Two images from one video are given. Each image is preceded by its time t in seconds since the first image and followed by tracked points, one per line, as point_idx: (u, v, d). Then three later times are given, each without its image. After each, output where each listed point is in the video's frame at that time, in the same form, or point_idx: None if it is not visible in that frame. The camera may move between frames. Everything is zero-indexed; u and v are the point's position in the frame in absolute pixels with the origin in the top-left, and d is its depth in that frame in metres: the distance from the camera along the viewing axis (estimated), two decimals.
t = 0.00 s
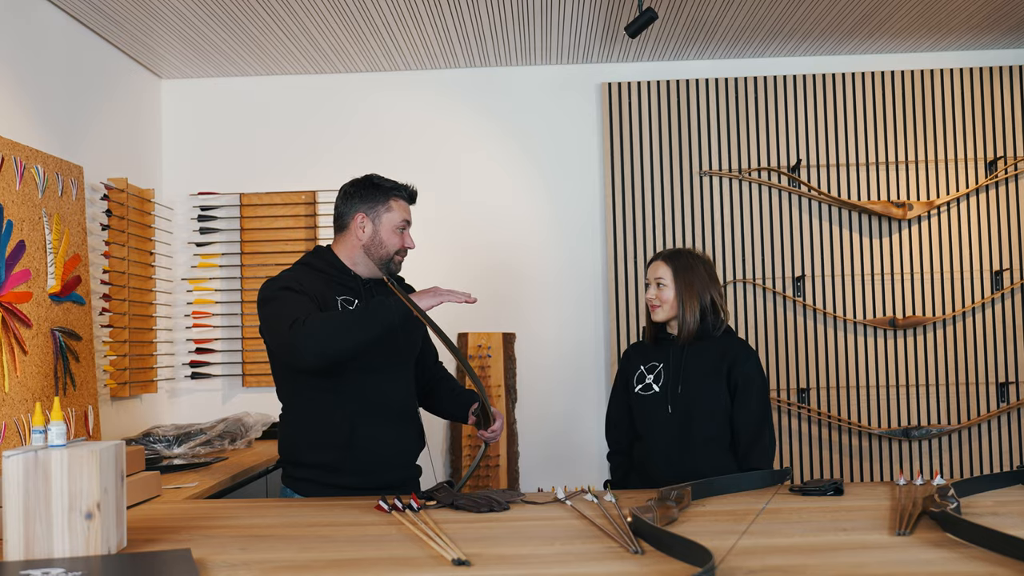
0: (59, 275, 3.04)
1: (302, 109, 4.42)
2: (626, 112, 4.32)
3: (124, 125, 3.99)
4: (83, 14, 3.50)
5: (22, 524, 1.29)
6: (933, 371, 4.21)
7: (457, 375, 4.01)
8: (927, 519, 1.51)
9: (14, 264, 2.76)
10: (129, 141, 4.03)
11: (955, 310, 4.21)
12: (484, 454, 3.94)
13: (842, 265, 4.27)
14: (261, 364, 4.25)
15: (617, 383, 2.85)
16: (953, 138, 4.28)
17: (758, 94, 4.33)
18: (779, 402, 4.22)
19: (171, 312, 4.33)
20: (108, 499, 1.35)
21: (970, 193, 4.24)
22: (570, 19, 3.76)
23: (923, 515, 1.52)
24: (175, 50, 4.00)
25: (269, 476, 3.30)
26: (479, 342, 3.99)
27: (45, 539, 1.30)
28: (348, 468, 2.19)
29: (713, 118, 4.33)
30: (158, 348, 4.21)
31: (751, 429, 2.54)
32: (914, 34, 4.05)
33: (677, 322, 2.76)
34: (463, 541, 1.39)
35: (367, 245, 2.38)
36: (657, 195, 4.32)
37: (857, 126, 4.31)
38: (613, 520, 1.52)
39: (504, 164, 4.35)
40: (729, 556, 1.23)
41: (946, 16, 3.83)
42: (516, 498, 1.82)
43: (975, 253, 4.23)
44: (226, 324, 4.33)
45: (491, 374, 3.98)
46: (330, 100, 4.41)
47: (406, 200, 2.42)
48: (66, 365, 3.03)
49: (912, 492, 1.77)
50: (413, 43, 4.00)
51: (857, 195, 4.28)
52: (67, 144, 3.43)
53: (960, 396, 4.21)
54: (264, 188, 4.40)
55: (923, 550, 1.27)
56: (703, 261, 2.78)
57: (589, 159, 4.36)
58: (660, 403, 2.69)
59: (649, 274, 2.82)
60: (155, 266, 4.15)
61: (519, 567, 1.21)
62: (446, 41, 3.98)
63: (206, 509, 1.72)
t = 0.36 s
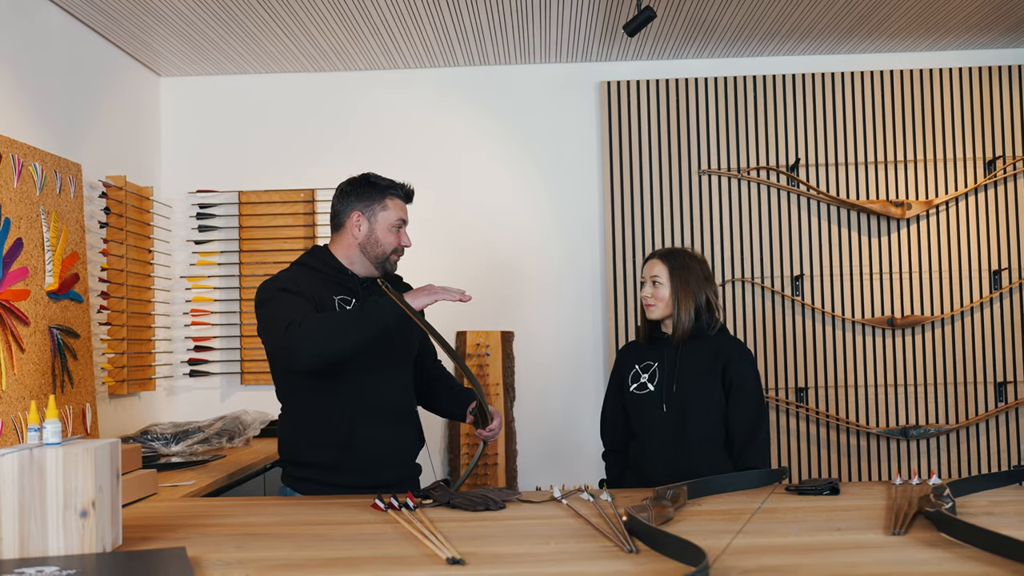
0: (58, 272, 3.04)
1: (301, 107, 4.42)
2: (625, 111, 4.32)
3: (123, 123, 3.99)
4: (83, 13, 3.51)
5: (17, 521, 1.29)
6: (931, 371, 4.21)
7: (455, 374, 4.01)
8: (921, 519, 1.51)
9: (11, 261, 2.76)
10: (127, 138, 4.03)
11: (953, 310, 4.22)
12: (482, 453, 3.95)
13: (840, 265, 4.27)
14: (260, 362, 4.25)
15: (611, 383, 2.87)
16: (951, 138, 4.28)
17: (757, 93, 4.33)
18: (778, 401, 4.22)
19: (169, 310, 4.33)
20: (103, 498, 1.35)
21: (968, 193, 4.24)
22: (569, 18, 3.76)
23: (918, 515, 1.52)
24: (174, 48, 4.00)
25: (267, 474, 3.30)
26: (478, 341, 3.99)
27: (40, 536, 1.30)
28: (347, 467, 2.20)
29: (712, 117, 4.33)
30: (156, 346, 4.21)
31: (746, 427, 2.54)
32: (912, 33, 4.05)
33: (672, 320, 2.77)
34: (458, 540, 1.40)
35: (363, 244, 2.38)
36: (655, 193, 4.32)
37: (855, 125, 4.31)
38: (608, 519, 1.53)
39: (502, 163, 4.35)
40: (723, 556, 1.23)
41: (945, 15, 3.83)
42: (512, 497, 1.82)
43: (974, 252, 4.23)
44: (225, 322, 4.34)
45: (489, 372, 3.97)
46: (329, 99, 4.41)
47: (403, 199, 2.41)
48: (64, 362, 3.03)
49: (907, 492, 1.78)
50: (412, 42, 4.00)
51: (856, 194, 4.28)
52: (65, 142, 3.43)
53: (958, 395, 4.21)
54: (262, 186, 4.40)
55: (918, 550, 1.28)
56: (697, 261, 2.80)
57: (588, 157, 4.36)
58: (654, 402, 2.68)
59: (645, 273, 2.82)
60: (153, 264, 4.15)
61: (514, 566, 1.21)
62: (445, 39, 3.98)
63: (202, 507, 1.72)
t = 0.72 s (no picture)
0: (55, 269, 3.03)
1: (299, 105, 4.42)
2: (623, 110, 4.32)
3: (121, 120, 3.99)
4: (82, 11, 3.52)
5: (10, 517, 1.29)
6: (929, 370, 4.22)
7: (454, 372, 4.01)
8: (916, 518, 1.51)
9: (8, 259, 2.76)
10: (125, 135, 4.02)
11: (951, 309, 4.22)
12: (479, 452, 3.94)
13: (838, 263, 4.28)
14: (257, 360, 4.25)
15: (606, 382, 2.85)
16: (950, 137, 4.28)
17: (756, 92, 4.33)
18: (775, 400, 4.23)
19: (167, 307, 4.33)
20: (97, 495, 1.35)
21: (967, 192, 4.25)
22: (567, 17, 3.77)
23: (912, 513, 1.53)
24: (172, 46, 4.00)
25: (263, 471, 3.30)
26: (476, 339, 3.99)
27: (34, 533, 1.30)
28: (344, 466, 2.20)
29: (711, 116, 4.33)
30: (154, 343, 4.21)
31: (740, 426, 2.56)
32: (911, 32, 4.06)
33: (666, 319, 2.76)
34: (452, 538, 1.40)
35: (361, 241, 2.39)
36: (653, 191, 4.32)
37: (854, 124, 4.31)
38: (602, 518, 1.53)
39: (501, 161, 4.35)
40: (715, 555, 1.24)
41: (944, 14, 3.83)
42: (507, 495, 1.82)
43: (972, 252, 4.24)
44: (223, 320, 4.34)
45: (487, 370, 3.98)
46: (327, 96, 4.41)
47: (398, 196, 2.44)
48: (61, 360, 3.03)
49: (902, 491, 1.78)
50: (410, 40, 4.00)
51: (854, 193, 4.29)
52: (62, 139, 3.43)
53: (956, 395, 4.22)
54: (260, 184, 4.40)
55: (911, 550, 1.28)
56: (692, 260, 2.78)
57: (587, 156, 4.36)
58: (649, 401, 2.69)
59: (639, 273, 2.81)
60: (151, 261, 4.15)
61: (507, 564, 1.21)
62: (444, 38, 3.98)
63: (197, 505, 1.72)
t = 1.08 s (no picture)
0: (54, 267, 3.04)
1: (298, 103, 4.42)
2: (622, 108, 4.32)
3: (121, 118, 3.99)
4: (81, 9, 3.52)
5: (5, 515, 1.29)
6: (929, 370, 4.22)
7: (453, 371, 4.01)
8: (911, 518, 1.51)
9: (6, 257, 2.77)
10: (125, 133, 4.02)
11: (951, 308, 4.22)
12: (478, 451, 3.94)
13: (837, 263, 4.28)
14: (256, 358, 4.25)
15: (601, 381, 2.86)
16: (949, 136, 4.28)
17: (756, 90, 4.33)
18: (774, 399, 4.23)
19: (166, 305, 4.33)
20: (93, 492, 1.36)
21: (967, 191, 4.25)
22: (567, 16, 3.77)
23: (908, 512, 1.53)
24: (172, 44, 4.00)
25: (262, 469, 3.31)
26: (474, 338, 3.99)
27: (29, 530, 1.30)
28: (340, 464, 2.21)
29: (710, 115, 4.33)
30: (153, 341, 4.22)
31: (732, 424, 2.56)
32: (910, 31, 4.06)
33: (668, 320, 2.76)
34: (447, 537, 1.40)
35: (363, 234, 2.40)
36: (653, 189, 4.32)
37: (853, 123, 4.31)
38: (598, 517, 1.53)
39: (501, 160, 4.35)
40: (709, 554, 1.24)
41: (944, 13, 3.83)
42: (503, 494, 1.83)
43: (972, 251, 4.24)
44: (222, 318, 4.34)
45: (486, 368, 3.98)
46: (327, 94, 4.41)
47: (385, 181, 2.47)
48: (59, 357, 3.03)
49: (899, 491, 1.78)
50: (410, 39, 4.00)
51: (854, 192, 4.28)
52: (61, 137, 3.43)
53: (956, 394, 4.22)
54: (260, 182, 4.40)
55: (906, 549, 1.28)
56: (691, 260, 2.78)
57: (586, 154, 4.35)
58: (641, 400, 2.69)
59: (639, 275, 2.76)
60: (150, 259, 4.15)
61: (502, 563, 1.21)
62: (443, 37, 3.98)
63: (193, 502, 1.73)
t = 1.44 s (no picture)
0: (54, 266, 3.04)
1: (299, 102, 4.42)
2: (623, 108, 4.32)
3: (122, 118, 3.99)
4: (81, 7, 3.51)
5: (3, 513, 1.30)
6: (930, 370, 4.21)
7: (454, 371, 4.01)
8: (909, 518, 1.51)
9: (7, 255, 2.77)
10: (126, 133, 4.03)
11: (953, 308, 4.22)
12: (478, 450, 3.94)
13: (839, 263, 4.27)
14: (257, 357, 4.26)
15: (592, 382, 2.85)
16: (951, 136, 4.28)
17: (757, 90, 4.33)
18: (775, 399, 4.23)
19: (167, 304, 4.34)
20: (90, 490, 1.36)
21: (968, 191, 4.24)
22: (568, 16, 3.77)
23: (905, 513, 1.53)
24: (173, 43, 4.00)
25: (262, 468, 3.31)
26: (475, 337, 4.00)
27: (27, 529, 1.31)
28: (337, 465, 2.22)
29: (711, 114, 4.33)
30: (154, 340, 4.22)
31: (723, 424, 2.55)
32: (912, 31, 4.05)
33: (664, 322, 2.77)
34: (445, 536, 1.40)
35: (367, 238, 2.40)
36: (654, 188, 4.32)
37: (854, 123, 4.30)
38: (596, 516, 1.53)
39: (501, 160, 4.35)
40: (706, 553, 1.24)
41: (946, 13, 3.82)
42: (502, 493, 1.83)
43: (973, 251, 4.23)
44: (223, 316, 4.35)
45: (486, 368, 3.98)
46: (328, 93, 4.41)
47: (393, 185, 2.46)
48: (60, 356, 3.04)
49: (897, 491, 1.78)
50: (411, 38, 3.99)
51: (855, 192, 4.28)
52: (62, 135, 3.43)
53: (957, 395, 4.21)
54: (261, 181, 4.40)
55: (902, 550, 1.28)
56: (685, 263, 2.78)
57: (587, 154, 4.35)
58: (633, 401, 2.69)
59: (638, 277, 2.75)
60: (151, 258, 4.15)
61: (499, 562, 1.21)
62: (444, 36, 3.98)
63: (192, 501, 1.73)
